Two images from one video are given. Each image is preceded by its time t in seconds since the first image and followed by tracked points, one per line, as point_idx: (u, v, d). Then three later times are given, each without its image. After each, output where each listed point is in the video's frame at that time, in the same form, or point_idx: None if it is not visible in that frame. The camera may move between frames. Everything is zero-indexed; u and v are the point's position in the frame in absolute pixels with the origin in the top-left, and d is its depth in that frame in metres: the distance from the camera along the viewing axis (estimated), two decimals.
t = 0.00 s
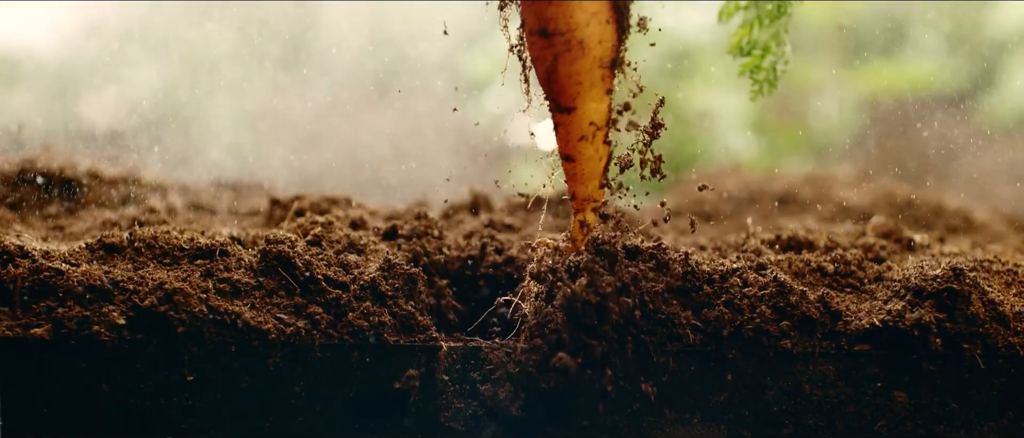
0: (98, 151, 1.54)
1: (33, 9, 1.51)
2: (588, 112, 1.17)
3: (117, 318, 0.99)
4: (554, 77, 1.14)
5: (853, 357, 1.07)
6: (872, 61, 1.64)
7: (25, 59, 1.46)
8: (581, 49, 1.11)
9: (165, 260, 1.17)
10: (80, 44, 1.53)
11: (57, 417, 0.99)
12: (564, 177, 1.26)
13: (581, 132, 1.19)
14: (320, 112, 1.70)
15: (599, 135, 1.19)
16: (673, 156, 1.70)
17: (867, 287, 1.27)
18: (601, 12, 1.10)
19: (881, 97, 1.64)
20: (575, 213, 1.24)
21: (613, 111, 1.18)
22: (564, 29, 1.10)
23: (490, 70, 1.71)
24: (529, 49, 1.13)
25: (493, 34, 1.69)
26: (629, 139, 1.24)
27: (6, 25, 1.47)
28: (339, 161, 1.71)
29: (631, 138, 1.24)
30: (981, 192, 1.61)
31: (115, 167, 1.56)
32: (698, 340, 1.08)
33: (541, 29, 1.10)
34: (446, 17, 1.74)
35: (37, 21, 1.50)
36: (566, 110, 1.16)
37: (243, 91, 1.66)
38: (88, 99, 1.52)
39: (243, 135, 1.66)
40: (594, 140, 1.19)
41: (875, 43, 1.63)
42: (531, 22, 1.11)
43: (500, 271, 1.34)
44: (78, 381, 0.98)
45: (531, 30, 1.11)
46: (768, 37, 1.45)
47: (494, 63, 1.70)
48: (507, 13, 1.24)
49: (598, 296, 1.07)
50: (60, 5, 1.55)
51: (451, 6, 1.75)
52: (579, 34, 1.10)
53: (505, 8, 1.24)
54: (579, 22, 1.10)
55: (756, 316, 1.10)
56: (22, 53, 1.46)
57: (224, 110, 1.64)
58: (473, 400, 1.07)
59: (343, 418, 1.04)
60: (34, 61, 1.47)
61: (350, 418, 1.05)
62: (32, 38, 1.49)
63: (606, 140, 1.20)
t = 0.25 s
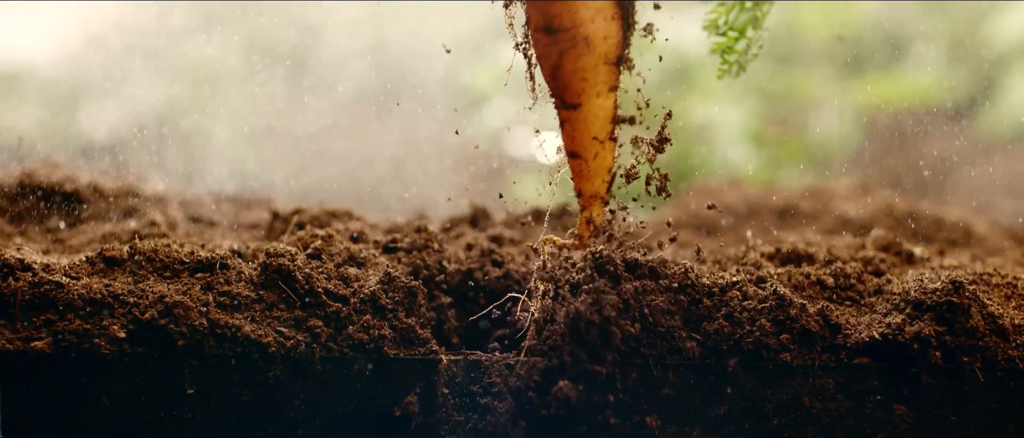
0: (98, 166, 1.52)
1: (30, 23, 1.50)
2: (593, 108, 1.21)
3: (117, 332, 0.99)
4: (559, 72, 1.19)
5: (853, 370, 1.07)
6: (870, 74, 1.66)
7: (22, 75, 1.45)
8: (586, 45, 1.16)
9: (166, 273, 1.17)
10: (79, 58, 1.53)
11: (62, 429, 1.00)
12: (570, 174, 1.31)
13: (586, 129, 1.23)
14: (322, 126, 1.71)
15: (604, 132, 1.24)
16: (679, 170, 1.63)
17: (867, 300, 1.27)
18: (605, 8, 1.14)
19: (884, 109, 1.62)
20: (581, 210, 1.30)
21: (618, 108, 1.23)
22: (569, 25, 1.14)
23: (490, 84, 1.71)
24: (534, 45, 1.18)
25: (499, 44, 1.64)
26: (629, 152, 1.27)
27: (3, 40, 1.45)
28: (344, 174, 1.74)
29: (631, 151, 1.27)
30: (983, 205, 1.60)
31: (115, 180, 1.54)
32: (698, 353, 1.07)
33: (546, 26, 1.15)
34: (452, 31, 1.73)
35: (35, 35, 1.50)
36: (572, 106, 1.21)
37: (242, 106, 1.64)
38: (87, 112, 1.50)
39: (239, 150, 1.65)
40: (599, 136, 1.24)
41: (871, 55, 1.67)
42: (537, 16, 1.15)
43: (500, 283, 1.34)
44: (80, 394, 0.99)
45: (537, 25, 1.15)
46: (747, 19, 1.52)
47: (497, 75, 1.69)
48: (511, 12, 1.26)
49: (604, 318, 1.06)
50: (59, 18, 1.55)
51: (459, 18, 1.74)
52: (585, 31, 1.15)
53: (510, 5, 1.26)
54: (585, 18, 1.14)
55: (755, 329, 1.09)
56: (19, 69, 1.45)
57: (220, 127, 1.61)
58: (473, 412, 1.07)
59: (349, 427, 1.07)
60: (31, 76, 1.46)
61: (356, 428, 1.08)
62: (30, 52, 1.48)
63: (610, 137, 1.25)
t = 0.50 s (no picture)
0: (96, 178, 1.52)
1: (29, 34, 1.50)
2: (599, 105, 1.27)
3: (118, 345, 0.99)
4: (565, 69, 1.23)
5: (853, 383, 1.08)
6: (871, 87, 1.65)
7: (23, 88, 1.46)
8: (591, 42, 1.21)
9: (167, 287, 1.17)
10: (78, 71, 1.53)
11: None
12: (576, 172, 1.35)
13: (593, 126, 1.28)
14: (321, 140, 1.71)
15: (610, 129, 1.29)
16: (679, 185, 1.63)
17: (867, 314, 1.27)
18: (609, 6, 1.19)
19: (889, 125, 1.61)
20: (588, 207, 1.33)
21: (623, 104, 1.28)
22: (573, 22, 1.19)
23: (490, 97, 1.72)
24: (540, 44, 1.22)
25: (500, 58, 1.67)
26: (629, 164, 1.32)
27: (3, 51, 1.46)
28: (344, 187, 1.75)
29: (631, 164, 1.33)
30: (983, 218, 1.59)
31: (116, 193, 1.55)
32: (698, 366, 1.08)
33: (551, 23, 1.19)
34: (452, 47, 1.73)
35: (35, 48, 1.49)
36: (578, 104, 1.26)
37: (243, 124, 1.67)
38: (87, 124, 1.52)
39: (243, 164, 1.68)
40: (605, 133, 1.29)
41: (871, 68, 1.67)
42: (542, 15, 1.19)
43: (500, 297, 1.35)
44: (79, 408, 0.98)
45: (542, 23, 1.20)
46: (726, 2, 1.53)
47: (496, 90, 1.71)
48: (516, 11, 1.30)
49: (601, 333, 1.05)
50: (58, 29, 1.54)
51: (461, 33, 1.74)
52: (590, 28, 1.20)
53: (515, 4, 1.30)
54: (590, 14, 1.19)
55: (755, 343, 1.10)
56: (18, 82, 1.46)
57: (223, 143, 1.65)
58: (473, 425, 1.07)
59: None
60: (31, 88, 1.47)
61: None
62: (30, 65, 1.48)
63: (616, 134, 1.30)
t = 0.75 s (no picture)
0: (96, 191, 1.53)
1: (29, 45, 1.48)
2: (604, 103, 1.26)
3: (118, 359, 1.00)
4: (570, 67, 1.23)
5: (853, 396, 1.08)
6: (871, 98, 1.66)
7: (21, 102, 1.45)
8: (596, 39, 1.21)
9: (166, 301, 1.18)
10: (78, 87, 1.52)
11: None
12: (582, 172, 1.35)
13: (598, 124, 1.28)
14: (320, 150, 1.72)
15: (616, 127, 1.29)
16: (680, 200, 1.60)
17: (866, 327, 1.28)
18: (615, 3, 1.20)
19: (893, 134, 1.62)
20: (594, 205, 1.34)
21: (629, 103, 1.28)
22: (578, 20, 1.19)
23: (489, 110, 1.73)
24: (544, 42, 1.23)
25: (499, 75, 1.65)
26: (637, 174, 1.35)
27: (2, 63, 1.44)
28: (343, 201, 1.76)
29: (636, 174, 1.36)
30: (981, 231, 1.62)
31: (116, 207, 1.57)
32: (696, 380, 1.08)
33: (556, 19, 1.20)
34: (452, 63, 1.70)
35: (34, 60, 1.48)
36: (583, 102, 1.26)
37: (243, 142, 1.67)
38: (86, 140, 1.52)
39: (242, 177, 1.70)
40: (611, 131, 1.29)
41: (870, 80, 1.67)
42: (547, 14, 1.20)
43: (499, 311, 1.35)
44: (76, 422, 0.98)
45: (547, 21, 1.20)
46: None
47: (496, 102, 1.71)
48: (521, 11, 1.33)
49: (597, 349, 1.04)
50: (58, 41, 1.52)
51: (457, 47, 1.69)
52: (595, 25, 1.20)
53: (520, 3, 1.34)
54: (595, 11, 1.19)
55: (755, 356, 1.10)
56: (17, 97, 1.44)
57: (222, 157, 1.67)
58: None
59: None
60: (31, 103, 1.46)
61: None
62: (29, 79, 1.47)
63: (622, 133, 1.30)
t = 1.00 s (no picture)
0: (96, 203, 1.56)
1: (33, 56, 1.53)
2: (609, 101, 1.34)
3: (118, 372, 1.00)
4: (575, 66, 1.31)
5: (851, 411, 1.08)
6: (873, 113, 1.68)
7: (24, 116, 1.50)
8: (600, 38, 1.28)
9: (166, 316, 1.18)
10: (79, 98, 1.55)
11: None
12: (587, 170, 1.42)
13: (603, 123, 1.35)
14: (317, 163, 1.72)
15: (620, 125, 1.36)
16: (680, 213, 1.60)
17: (866, 341, 1.28)
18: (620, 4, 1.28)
19: (888, 149, 1.65)
20: (600, 204, 1.41)
21: (633, 101, 1.35)
22: (583, 19, 1.27)
23: (489, 123, 1.70)
24: (550, 41, 1.31)
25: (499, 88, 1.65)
26: (640, 189, 1.41)
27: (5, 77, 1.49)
28: (340, 213, 1.74)
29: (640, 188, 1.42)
30: (981, 245, 1.58)
31: (117, 220, 1.59)
32: (695, 394, 1.09)
33: (561, 20, 1.27)
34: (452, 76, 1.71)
35: (37, 73, 1.52)
36: (588, 100, 1.33)
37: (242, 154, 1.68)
38: (87, 155, 1.55)
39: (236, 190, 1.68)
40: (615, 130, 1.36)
41: (870, 97, 1.69)
42: (552, 14, 1.28)
43: (499, 325, 1.36)
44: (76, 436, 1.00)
45: (553, 21, 1.28)
46: None
47: (497, 114, 1.68)
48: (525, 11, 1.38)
49: (596, 370, 1.05)
50: (61, 53, 1.56)
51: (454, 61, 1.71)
52: (601, 26, 1.28)
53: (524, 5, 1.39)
54: (602, 12, 1.27)
55: (754, 370, 1.11)
56: (19, 111, 1.50)
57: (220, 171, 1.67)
58: None
59: None
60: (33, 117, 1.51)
61: None
62: (31, 93, 1.52)
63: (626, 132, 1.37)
